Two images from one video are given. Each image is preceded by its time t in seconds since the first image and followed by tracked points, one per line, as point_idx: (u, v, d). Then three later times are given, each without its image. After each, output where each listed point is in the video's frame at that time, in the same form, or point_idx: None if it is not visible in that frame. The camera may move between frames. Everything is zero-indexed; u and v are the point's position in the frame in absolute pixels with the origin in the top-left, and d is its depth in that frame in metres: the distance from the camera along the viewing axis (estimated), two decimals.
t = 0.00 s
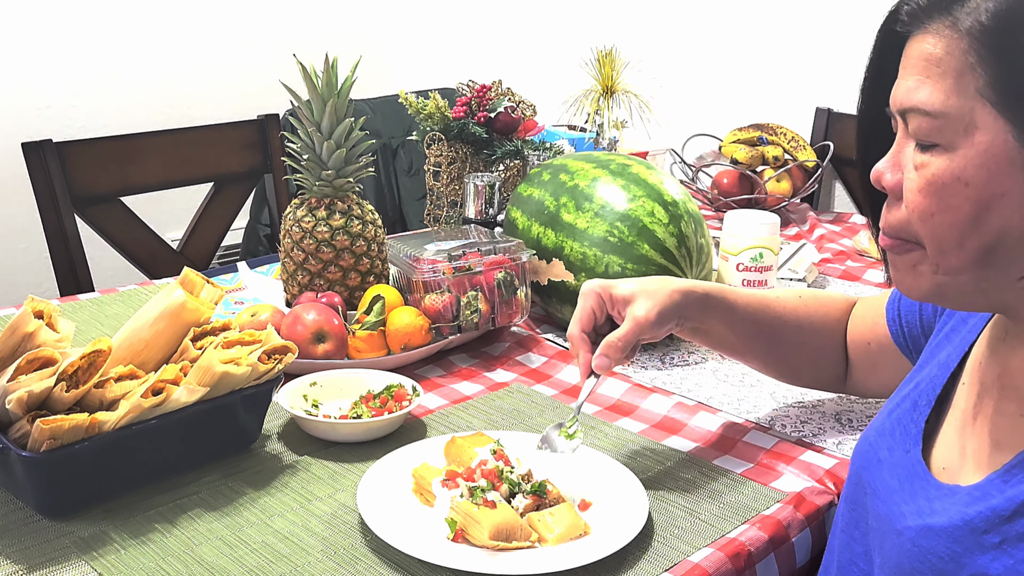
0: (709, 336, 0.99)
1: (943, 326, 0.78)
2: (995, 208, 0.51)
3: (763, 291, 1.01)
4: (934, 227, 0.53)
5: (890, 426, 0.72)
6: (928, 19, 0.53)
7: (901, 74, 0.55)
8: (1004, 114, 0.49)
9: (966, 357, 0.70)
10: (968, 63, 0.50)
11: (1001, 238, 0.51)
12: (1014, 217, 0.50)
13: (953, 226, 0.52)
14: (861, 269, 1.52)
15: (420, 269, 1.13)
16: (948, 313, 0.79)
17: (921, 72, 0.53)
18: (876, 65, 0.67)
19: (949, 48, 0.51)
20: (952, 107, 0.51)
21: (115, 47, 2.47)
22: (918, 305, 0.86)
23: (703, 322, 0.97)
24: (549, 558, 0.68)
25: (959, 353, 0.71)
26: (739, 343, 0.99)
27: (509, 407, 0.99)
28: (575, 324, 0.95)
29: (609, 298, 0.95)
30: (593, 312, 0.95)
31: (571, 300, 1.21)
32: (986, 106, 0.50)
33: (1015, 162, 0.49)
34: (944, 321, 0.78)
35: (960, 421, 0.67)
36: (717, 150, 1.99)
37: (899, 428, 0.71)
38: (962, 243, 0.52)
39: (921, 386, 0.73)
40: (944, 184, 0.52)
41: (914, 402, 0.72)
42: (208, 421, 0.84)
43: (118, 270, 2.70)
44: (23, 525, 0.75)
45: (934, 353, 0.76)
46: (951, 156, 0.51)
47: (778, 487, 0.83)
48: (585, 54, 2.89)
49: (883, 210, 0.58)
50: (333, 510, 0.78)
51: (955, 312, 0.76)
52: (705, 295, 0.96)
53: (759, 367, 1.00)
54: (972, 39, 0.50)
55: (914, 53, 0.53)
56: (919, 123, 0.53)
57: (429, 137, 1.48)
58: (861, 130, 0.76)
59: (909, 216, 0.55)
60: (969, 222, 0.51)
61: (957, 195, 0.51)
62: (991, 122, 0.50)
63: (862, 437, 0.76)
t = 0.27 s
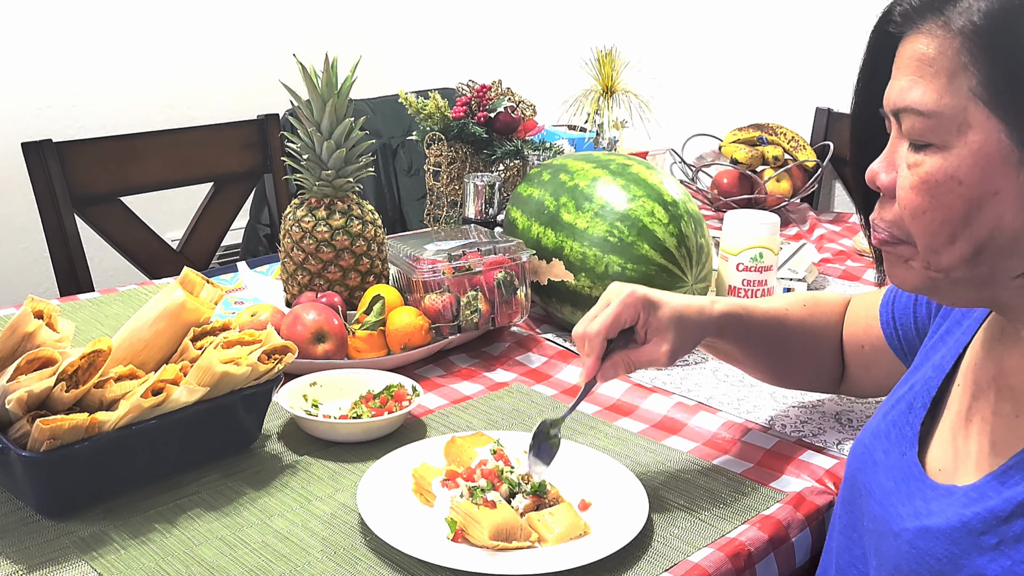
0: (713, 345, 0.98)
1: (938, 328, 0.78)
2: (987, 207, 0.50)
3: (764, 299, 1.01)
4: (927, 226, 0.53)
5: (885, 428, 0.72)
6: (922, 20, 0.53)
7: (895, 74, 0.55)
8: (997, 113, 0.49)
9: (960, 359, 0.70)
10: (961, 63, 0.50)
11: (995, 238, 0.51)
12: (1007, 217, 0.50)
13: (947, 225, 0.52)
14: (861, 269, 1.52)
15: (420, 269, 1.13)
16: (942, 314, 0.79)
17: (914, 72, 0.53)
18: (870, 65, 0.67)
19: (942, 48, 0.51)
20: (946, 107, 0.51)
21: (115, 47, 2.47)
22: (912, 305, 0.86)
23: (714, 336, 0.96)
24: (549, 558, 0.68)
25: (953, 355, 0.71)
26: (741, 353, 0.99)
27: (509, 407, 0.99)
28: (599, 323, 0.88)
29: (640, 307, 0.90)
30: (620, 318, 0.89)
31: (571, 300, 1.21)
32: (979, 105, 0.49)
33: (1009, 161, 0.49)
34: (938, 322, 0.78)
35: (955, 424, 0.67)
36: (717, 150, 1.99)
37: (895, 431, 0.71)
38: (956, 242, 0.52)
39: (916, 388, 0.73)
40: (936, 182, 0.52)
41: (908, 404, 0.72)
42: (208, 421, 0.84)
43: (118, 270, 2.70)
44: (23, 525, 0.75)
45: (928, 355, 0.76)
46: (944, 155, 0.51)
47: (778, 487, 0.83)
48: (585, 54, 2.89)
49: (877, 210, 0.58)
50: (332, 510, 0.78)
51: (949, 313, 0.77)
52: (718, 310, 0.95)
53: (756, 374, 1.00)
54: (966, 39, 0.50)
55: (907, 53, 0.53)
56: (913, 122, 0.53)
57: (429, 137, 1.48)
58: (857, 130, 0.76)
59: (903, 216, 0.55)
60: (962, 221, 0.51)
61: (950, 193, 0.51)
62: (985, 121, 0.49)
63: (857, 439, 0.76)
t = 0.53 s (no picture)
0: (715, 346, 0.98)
1: (936, 328, 0.78)
2: (984, 205, 0.50)
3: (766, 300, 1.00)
4: (925, 225, 0.53)
5: (884, 428, 0.72)
6: (917, 19, 0.53)
7: (891, 74, 0.55)
8: (992, 111, 0.49)
9: (958, 360, 0.70)
10: (956, 62, 0.50)
11: (992, 238, 0.51)
12: (1004, 215, 0.50)
13: (945, 225, 0.52)
14: (861, 268, 1.52)
15: (420, 268, 1.13)
16: (941, 314, 0.79)
17: (910, 72, 0.53)
18: (869, 64, 0.67)
19: (938, 47, 0.51)
20: (941, 106, 0.51)
21: (114, 47, 2.47)
22: (913, 306, 0.86)
23: (719, 338, 0.95)
24: (549, 558, 0.68)
25: (952, 356, 0.71)
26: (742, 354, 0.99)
27: (509, 407, 0.99)
28: (614, 322, 0.85)
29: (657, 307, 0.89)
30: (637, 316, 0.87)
31: (571, 300, 1.21)
32: (974, 104, 0.49)
33: (1005, 159, 0.49)
34: (937, 322, 0.78)
35: (953, 424, 0.67)
36: (717, 150, 1.99)
37: (893, 431, 0.71)
38: (954, 242, 0.52)
39: (915, 388, 0.73)
40: (933, 182, 0.52)
41: (907, 405, 0.72)
42: (208, 421, 0.84)
43: (118, 270, 2.70)
44: (22, 525, 0.75)
45: (927, 355, 0.76)
46: (940, 154, 0.51)
47: (778, 487, 0.83)
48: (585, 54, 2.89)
49: (875, 211, 0.58)
50: (332, 510, 0.78)
51: (948, 313, 0.77)
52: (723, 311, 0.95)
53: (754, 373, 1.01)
54: (960, 37, 0.50)
55: (903, 52, 0.53)
56: (909, 121, 0.53)
57: (429, 137, 1.48)
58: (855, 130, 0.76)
59: (901, 216, 0.55)
60: (959, 220, 0.51)
61: (946, 192, 0.51)
62: (980, 120, 0.49)
63: (856, 440, 0.76)
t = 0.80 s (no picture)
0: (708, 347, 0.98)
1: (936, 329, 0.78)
2: (984, 203, 0.50)
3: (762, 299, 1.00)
4: (926, 224, 0.53)
5: (886, 428, 0.72)
6: (918, 19, 0.53)
7: (892, 73, 0.55)
8: (992, 109, 0.49)
9: (960, 360, 0.70)
10: (955, 60, 0.50)
11: (993, 236, 0.51)
12: (1005, 213, 0.50)
13: (945, 223, 0.52)
14: (861, 268, 1.52)
15: (420, 268, 1.13)
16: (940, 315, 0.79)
17: (911, 71, 0.53)
18: (871, 64, 0.67)
19: (938, 46, 0.51)
20: (941, 104, 0.51)
21: (114, 46, 2.47)
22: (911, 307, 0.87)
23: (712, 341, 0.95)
24: (548, 558, 0.68)
25: (953, 356, 0.71)
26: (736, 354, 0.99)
27: (509, 407, 0.99)
28: (605, 329, 0.86)
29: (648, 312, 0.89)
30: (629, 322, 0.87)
31: (571, 300, 1.21)
32: (974, 102, 0.49)
33: (1004, 157, 0.49)
34: (937, 322, 0.78)
35: (953, 423, 0.67)
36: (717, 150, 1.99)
37: (895, 431, 0.71)
38: (955, 240, 0.52)
39: (917, 388, 0.73)
40: (933, 180, 0.52)
41: (909, 405, 0.72)
42: (208, 421, 0.84)
43: (118, 270, 2.70)
44: (22, 525, 0.75)
45: (928, 356, 0.76)
46: (940, 152, 0.51)
47: (778, 487, 0.83)
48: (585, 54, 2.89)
49: (878, 211, 0.58)
50: (332, 510, 0.78)
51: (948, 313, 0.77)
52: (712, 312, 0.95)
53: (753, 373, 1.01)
54: (959, 36, 0.50)
55: (904, 52, 0.53)
56: (909, 120, 0.53)
57: (428, 137, 1.48)
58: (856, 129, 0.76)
59: (902, 215, 0.55)
60: (959, 218, 0.51)
61: (946, 190, 0.51)
62: (980, 118, 0.49)
63: (857, 440, 0.76)
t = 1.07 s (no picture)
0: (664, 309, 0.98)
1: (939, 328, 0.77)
2: (990, 202, 0.50)
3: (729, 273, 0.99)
4: (933, 224, 0.53)
5: (891, 429, 0.72)
6: (921, 20, 0.53)
7: (896, 75, 0.55)
8: (996, 109, 0.49)
9: (966, 360, 0.70)
10: (959, 61, 0.50)
11: (999, 234, 0.51)
12: (1012, 211, 0.50)
13: (952, 222, 0.52)
14: (861, 268, 1.52)
15: (420, 268, 1.13)
16: (942, 314, 0.79)
17: (915, 72, 0.53)
18: (873, 65, 0.67)
19: (941, 47, 0.51)
20: (946, 105, 0.51)
21: (114, 46, 2.47)
22: (910, 301, 0.86)
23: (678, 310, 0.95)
24: (548, 558, 0.68)
25: (958, 356, 0.71)
26: (699, 317, 0.99)
27: (509, 407, 0.99)
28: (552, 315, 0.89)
29: (585, 290, 0.90)
30: (572, 307, 0.90)
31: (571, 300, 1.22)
32: (979, 102, 0.50)
33: (1009, 157, 0.49)
34: (940, 321, 0.78)
35: (959, 423, 0.67)
36: (717, 150, 1.99)
37: (900, 431, 0.71)
38: (962, 238, 0.52)
39: (922, 388, 0.72)
40: (939, 179, 0.52)
41: (914, 405, 0.72)
42: (208, 421, 0.84)
43: (118, 270, 2.70)
44: (22, 525, 0.75)
45: (932, 355, 0.76)
46: (945, 152, 0.51)
47: (777, 486, 0.83)
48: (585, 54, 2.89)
49: (883, 210, 0.58)
50: (332, 509, 0.78)
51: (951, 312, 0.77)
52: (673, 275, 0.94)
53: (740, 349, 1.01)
54: (962, 37, 0.50)
55: (908, 53, 0.53)
56: (914, 121, 0.53)
57: (428, 137, 1.48)
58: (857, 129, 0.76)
59: (907, 215, 0.55)
60: (966, 217, 0.51)
61: (952, 190, 0.51)
62: (984, 118, 0.49)
63: (862, 440, 0.76)
